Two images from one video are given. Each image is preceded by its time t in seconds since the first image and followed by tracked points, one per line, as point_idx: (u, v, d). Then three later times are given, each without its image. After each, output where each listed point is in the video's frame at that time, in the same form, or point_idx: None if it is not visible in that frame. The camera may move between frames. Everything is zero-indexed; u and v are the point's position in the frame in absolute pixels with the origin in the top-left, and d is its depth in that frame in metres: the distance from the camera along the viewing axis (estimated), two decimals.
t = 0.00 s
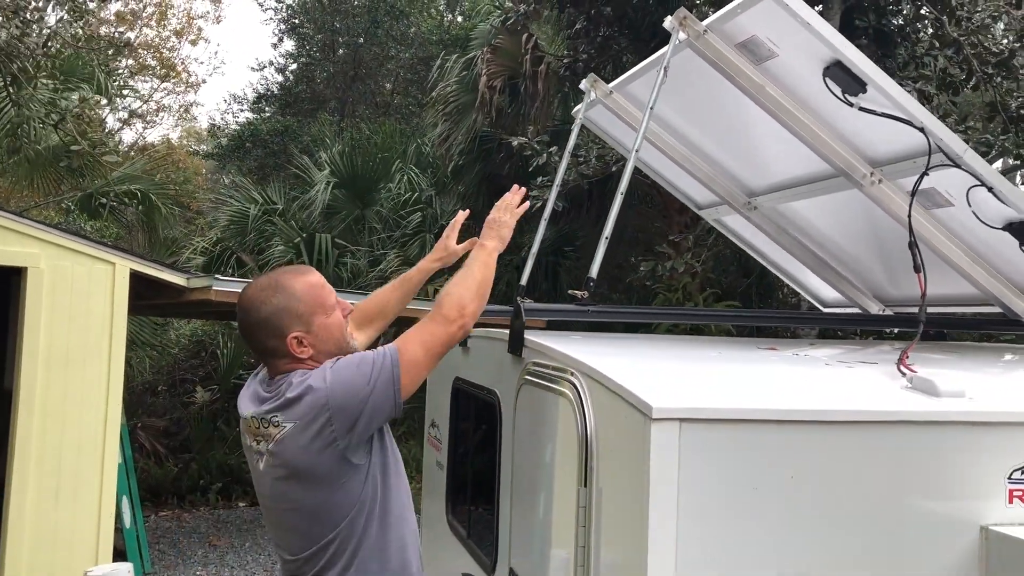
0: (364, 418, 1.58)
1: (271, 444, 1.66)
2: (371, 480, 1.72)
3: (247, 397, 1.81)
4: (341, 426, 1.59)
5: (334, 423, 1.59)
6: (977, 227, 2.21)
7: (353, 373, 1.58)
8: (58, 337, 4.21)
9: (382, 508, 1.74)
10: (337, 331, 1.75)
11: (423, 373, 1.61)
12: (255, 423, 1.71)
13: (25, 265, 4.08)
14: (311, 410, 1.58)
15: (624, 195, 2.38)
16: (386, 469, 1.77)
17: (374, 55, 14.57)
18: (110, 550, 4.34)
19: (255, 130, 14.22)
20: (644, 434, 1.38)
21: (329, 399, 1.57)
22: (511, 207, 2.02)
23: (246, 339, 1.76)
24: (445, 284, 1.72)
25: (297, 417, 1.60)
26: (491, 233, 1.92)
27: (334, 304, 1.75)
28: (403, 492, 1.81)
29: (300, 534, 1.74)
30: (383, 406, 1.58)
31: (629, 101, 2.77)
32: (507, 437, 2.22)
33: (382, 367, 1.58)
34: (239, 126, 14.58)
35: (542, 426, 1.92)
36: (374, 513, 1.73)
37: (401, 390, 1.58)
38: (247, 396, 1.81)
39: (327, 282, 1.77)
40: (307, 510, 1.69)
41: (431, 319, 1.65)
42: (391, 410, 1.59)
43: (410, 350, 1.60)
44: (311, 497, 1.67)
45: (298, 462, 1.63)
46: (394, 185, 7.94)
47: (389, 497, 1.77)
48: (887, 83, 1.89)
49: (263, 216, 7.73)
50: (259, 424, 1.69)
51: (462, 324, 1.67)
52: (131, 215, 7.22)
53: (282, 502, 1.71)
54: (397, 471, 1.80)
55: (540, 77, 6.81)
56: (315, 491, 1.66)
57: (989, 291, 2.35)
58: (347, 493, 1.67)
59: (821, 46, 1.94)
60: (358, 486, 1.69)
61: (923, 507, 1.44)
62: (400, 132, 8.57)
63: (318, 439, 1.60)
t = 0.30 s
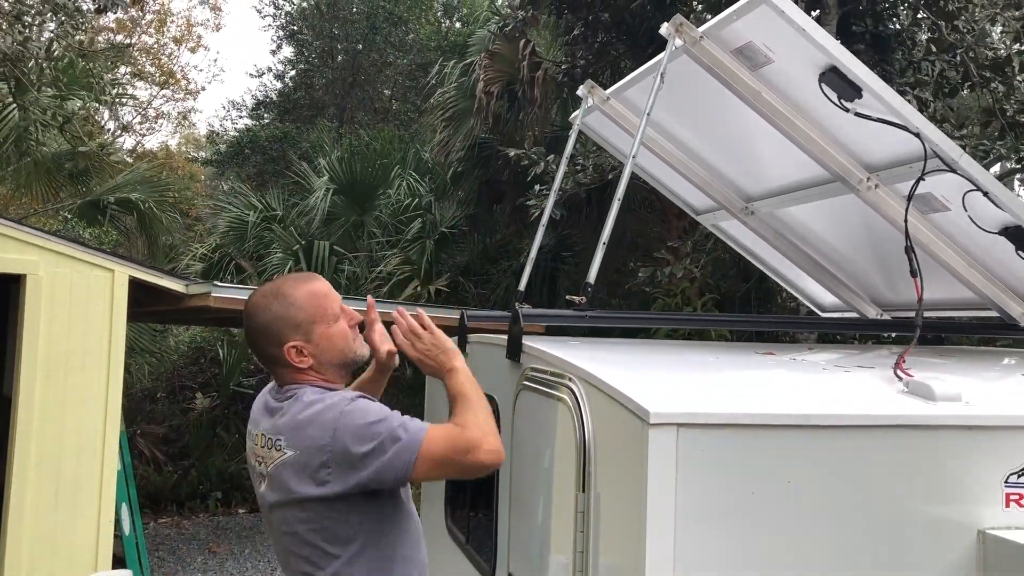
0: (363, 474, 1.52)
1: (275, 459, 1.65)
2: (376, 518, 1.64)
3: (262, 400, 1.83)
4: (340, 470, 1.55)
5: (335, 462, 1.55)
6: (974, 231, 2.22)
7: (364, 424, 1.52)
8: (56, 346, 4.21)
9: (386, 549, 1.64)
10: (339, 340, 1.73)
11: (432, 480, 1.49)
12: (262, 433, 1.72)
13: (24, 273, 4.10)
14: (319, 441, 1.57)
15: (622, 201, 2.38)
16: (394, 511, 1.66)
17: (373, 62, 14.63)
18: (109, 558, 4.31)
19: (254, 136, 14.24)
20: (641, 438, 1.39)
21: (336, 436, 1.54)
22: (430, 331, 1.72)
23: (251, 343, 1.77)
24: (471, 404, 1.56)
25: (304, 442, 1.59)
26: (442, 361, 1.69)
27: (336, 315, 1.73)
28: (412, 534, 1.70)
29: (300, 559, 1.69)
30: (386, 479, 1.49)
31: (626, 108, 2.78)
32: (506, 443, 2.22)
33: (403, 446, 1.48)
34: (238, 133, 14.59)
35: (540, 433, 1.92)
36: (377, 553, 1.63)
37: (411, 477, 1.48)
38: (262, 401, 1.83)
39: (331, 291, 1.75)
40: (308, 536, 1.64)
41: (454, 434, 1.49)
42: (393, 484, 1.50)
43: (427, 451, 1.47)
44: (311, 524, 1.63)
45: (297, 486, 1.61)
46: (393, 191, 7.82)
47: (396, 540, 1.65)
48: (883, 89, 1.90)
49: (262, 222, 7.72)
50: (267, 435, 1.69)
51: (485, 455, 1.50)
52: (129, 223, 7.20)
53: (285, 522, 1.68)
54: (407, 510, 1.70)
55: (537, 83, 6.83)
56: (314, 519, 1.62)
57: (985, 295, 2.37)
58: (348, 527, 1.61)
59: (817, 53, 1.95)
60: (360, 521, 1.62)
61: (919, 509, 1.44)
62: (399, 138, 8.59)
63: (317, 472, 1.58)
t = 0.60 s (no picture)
0: (347, 504, 1.52)
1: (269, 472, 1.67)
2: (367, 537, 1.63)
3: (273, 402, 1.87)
4: (324, 496, 1.55)
5: (320, 487, 1.55)
6: (973, 234, 2.22)
7: (355, 454, 1.53)
8: (56, 350, 4.22)
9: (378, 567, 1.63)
10: (329, 354, 1.72)
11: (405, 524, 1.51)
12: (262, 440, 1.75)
13: (24, 278, 4.10)
14: (307, 463, 1.57)
15: (621, 204, 2.39)
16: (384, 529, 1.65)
17: (372, 66, 14.62)
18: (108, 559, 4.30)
19: (254, 141, 14.24)
20: (641, 442, 1.39)
21: (324, 460, 1.55)
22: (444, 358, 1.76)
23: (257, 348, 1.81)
24: (459, 460, 1.56)
25: (292, 463, 1.59)
26: (441, 381, 1.74)
27: (331, 329, 1.72)
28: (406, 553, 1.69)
29: None
30: (369, 514, 1.50)
31: (625, 111, 2.78)
32: (506, 448, 2.22)
33: (387, 485, 1.48)
34: (237, 137, 14.58)
35: (540, 437, 1.92)
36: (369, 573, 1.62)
37: (386, 518, 1.50)
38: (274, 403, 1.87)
39: (330, 304, 1.74)
40: (301, 553, 1.64)
41: (435, 486, 1.50)
42: (376, 519, 1.50)
43: (407, 501, 1.49)
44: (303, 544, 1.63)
45: (286, 503, 1.62)
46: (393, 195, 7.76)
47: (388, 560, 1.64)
48: (881, 92, 1.90)
49: (262, 226, 7.74)
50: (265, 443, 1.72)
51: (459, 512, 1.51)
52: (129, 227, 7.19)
53: (280, 541, 1.68)
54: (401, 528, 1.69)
55: (537, 87, 6.82)
56: (306, 538, 1.62)
57: (984, 298, 2.37)
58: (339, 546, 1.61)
59: (815, 56, 1.95)
60: (353, 539, 1.62)
61: (920, 510, 1.45)
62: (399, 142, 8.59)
63: (305, 492, 1.58)
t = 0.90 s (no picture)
0: (346, 484, 1.53)
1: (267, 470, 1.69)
2: (366, 523, 1.64)
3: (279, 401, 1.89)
4: (321, 482, 1.56)
5: (315, 474, 1.57)
6: (971, 232, 2.22)
7: (345, 435, 1.54)
8: (55, 351, 4.22)
9: (376, 552, 1.63)
10: (325, 359, 1.72)
11: (408, 486, 1.51)
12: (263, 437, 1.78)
13: (22, 280, 4.10)
14: (299, 455, 1.59)
15: (618, 203, 2.39)
16: (384, 514, 1.66)
17: (370, 67, 14.59)
18: (109, 559, 4.29)
19: (253, 143, 14.24)
20: (639, 440, 1.39)
21: (315, 447, 1.56)
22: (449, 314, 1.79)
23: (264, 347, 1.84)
24: (454, 407, 1.56)
25: (285, 458, 1.61)
26: (445, 332, 1.78)
27: (328, 334, 1.72)
28: (408, 538, 1.69)
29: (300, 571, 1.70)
30: (368, 486, 1.51)
31: (623, 111, 2.78)
32: (504, 446, 2.22)
33: (380, 455, 1.50)
34: (235, 139, 14.55)
35: (539, 435, 1.92)
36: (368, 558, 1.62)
37: (387, 486, 1.51)
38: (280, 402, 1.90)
39: (331, 308, 1.74)
40: (303, 543, 1.66)
41: (429, 439, 1.51)
42: (376, 492, 1.52)
43: (405, 461, 1.49)
44: (304, 533, 1.64)
45: (286, 498, 1.64)
46: (392, 196, 7.73)
47: (387, 546, 1.64)
48: (878, 91, 1.91)
49: (261, 228, 7.73)
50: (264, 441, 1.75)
51: (461, 459, 1.51)
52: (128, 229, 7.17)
53: (283, 535, 1.70)
54: (401, 515, 1.69)
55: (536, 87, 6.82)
56: (307, 527, 1.64)
57: (981, 296, 2.37)
58: (340, 533, 1.62)
59: (812, 55, 1.96)
60: (352, 525, 1.63)
61: (917, 509, 1.45)
62: (397, 143, 8.58)
63: (302, 482, 1.60)
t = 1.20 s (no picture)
0: (343, 451, 1.56)
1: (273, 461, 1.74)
2: (364, 502, 1.66)
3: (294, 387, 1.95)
4: (320, 456, 1.59)
5: (313, 451, 1.60)
6: (965, 229, 2.23)
7: (335, 405, 1.58)
8: (52, 352, 4.22)
9: (374, 532, 1.64)
10: (329, 354, 1.73)
11: (407, 435, 1.53)
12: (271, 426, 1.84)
13: (20, 281, 4.11)
14: (297, 434, 1.62)
15: (614, 201, 2.40)
16: (381, 491, 1.68)
17: (368, 66, 14.57)
18: (108, 559, 4.29)
19: (250, 143, 14.22)
20: (632, 437, 1.40)
21: (309, 423, 1.59)
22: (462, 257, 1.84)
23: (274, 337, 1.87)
24: (443, 345, 1.59)
25: (287, 440, 1.65)
26: (456, 275, 1.82)
27: (331, 329, 1.73)
28: (407, 516, 1.70)
29: (306, 560, 1.72)
30: (363, 449, 1.53)
31: (619, 109, 2.79)
32: (501, 442, 2.24)
33: (369, 411, 1.52)
34: (233, 139, 14.54)
35: (535, 431, 1.93)
36: (365, 538, 1.63)
37: (383, 440, 1.52)
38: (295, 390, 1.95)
39: (334, 303, 1.74)
40: (306, 527, 1.69)
41: (418, 380, 1.53)
42: (374, 453, 1.54)
43: (397, 408, 1.51)
44: (307, 515, 1.67)
45: (288, 480, 1.67)
46: (390, 195, 7.71)
47: (384, 523, 1.65)
48: (871, 88, 1.91)
49: (259, 228, 7.68)
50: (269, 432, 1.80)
51: (454, 393, 1.52)
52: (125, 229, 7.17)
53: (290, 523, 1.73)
54: (398, 496, 1.71)
55: (533, 85, 6.82)
56: (308, 510, 1.67)
57: (976, 291, 2.39)
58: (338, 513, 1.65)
59: (805, 53, 1.96)
60: (348, 506, 1.65)
61: (911, 503, 1.46)
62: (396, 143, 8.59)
63: (304, 462, 1.62)
